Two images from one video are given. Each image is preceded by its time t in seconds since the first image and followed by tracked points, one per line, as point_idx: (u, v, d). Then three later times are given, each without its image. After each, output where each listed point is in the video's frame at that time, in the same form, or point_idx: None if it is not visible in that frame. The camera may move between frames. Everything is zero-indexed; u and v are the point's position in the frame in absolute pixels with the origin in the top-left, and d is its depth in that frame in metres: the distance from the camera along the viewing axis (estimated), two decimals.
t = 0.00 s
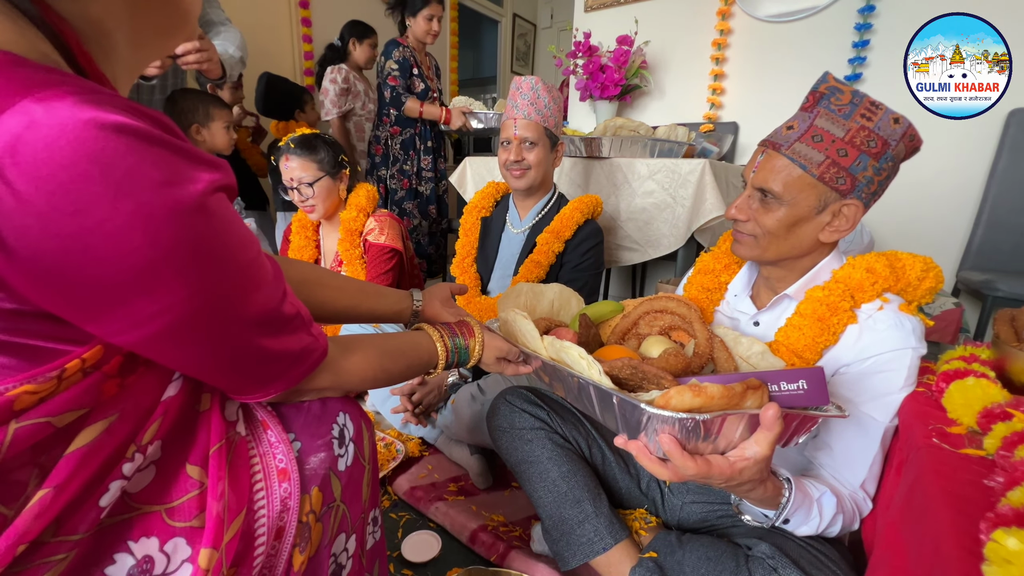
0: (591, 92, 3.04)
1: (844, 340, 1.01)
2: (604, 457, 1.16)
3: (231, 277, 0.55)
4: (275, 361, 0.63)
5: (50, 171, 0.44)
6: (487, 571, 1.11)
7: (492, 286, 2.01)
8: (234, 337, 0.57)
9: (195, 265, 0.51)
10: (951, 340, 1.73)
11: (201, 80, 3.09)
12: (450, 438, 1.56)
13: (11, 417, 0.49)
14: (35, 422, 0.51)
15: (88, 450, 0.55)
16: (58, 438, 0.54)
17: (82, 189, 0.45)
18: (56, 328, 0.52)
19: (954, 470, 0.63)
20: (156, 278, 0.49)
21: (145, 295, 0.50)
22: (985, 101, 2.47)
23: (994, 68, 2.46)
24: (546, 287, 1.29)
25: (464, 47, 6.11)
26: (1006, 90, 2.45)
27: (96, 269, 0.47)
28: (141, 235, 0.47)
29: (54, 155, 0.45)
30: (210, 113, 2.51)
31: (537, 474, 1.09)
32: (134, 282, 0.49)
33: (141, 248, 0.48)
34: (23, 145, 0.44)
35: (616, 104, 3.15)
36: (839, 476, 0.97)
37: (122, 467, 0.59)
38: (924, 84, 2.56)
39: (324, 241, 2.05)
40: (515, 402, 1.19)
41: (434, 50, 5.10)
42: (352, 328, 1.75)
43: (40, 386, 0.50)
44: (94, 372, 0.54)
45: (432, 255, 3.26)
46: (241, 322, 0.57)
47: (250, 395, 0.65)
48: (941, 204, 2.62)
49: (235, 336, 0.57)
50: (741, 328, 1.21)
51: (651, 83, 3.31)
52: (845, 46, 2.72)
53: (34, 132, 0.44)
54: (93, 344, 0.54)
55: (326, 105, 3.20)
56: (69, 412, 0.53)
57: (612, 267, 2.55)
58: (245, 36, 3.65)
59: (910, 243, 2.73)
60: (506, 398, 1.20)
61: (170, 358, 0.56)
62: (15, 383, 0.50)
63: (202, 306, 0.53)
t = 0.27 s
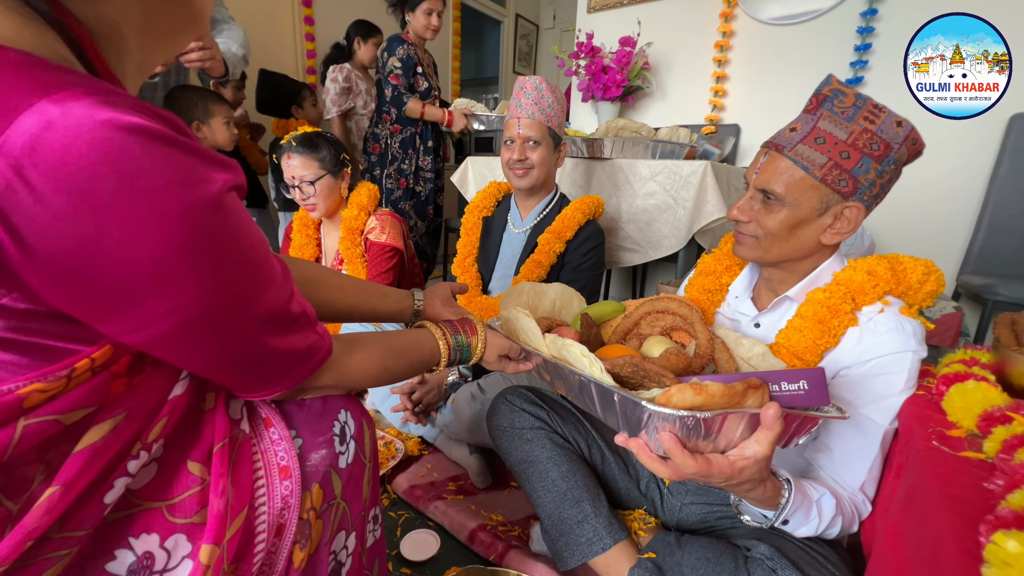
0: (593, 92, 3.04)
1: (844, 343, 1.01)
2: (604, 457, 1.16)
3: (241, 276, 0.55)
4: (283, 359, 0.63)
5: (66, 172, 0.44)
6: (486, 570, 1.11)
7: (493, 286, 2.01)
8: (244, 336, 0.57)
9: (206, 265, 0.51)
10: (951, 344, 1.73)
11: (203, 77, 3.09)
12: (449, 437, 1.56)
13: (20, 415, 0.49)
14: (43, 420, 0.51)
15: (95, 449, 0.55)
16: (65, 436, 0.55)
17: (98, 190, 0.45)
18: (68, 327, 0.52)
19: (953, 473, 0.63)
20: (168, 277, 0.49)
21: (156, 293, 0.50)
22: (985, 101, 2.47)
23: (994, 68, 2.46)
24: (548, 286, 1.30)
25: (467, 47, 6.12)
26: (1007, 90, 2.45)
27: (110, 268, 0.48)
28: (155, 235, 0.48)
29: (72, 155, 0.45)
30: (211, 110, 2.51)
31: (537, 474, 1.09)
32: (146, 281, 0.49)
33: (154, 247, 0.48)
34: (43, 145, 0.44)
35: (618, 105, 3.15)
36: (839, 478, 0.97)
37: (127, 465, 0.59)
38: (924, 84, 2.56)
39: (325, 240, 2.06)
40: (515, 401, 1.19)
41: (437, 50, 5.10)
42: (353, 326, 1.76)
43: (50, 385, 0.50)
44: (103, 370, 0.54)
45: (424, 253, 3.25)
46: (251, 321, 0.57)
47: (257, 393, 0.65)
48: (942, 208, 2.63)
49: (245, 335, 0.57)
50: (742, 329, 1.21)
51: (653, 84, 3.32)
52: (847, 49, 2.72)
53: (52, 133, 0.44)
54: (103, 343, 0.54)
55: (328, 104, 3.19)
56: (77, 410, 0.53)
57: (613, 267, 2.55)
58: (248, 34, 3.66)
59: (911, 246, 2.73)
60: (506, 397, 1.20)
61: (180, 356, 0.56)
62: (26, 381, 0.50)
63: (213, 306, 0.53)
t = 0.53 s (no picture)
0: (595, 93, 3.04)
1: (844, 346, 1.01)
2: (602, 458, 1.16)
3: (244, 271, 0.55)
4: (283, 355, 0.63)
5: (72, 165, 0.44)
6: (484, 569, 1.11)
7: (493, 285, 2.01)
8: (245, 331, 0.58)
9: (210, 260, 0.51)
10: (950, 348, 1.74)
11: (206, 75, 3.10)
12: (448, 437, 1.56)
13: (24, 405, 0.49)
14: (46, 410, 0.51)
15: (98, 439, 0.55)
16: (67, 428, 0.54)
17: (103, 182, 0.45)
18: (71, 319, 0.52)
19: (952, 477, 0.63)
20: (172, 271, 0.49)
21: (160, 286, 0.50)
22: (985, 101, 2.47)
23: (994, 68, 2.46)
24: (548, 286, 1.30)
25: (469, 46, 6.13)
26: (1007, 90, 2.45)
27: (114, 261, 0.48)
28: (159, 229, 0.48)
29: (78, 148, 0.45)
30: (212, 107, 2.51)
31: (536, 474, 1.09)
32: (149, 275, 0.49)
33: (157, 240, 0.48)
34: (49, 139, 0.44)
35: (620, 106, 3.15)
36: (837, 481, 0.97)
37: (129, 457, 0.59)
38: (924, 84, 2.56)
39: (326, 238, 2.06)
40: (513, 401, 1.18)
41: (439, 49, 5.10)
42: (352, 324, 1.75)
43: (53, 375, 0.50)
44: (106, 362, 0.54)
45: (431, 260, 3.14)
46: (252, 316, 0.57)
47: (257, 388, 0.66)
48: (943, 211, 2.63)
49: (247, 330, 0.58)
50: (742, 331, 1.21)
51: (655, 86, 3.31)
52: (850, 52, 2.72)
53: (57, 127, 0.44)
54: (106, 335, 0.53)
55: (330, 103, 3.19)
56: (80, 401, 0.53)
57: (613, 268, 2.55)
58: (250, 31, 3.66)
59: (911, 250, 2.73)
60: (504, 397, 1.20)
61: (181, 350, 0.56)
62: (30, 371, 0.49)
63: (216, 300, 0.53)
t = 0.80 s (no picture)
0: (597, 94, 3.05)
1: (844, 349, 1.01)
2: (600, 458, 1.16)
3: (239, 261, 0.55)
4: (278, 345, 0.63)
5: (72, 154, 0.45)
6: (483, 569, 1.11)
7: (494, 285, 2.01)
8: (240, 320, 0.58)
9: (207, 249, 0.52)
10: (950, 352, 1.74)
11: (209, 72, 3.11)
12: (446, 436, 1.56)
13: (28, 383, 0.49)
14: (48, 388, 0.51)
15: (100, 415, 0.55)
16: (69, 403, 0.54)
17: (102, 171, 0.46)
18: (70, 297, 0.52)
19: (951, 480, 0.63)
20: (169, 258, 0.50)
21: (156, 272, 0.50)
22: (985, 101, 2.47)
23: (994, 68, 2.46)
24: (548, 288, 1.30)
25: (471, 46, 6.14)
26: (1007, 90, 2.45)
27: (111, 244, 0.48)
28: (156, 215, 0.48)
29: (82, 136, 0.45)
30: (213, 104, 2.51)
31: (535, 474, 1.09)
32: (146, 259, 0.49)
33: (154, 226, 0.48)
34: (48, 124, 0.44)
35: (622, 107, 3.15)
36: (836, 483, 0.97)
37: (130, 435, 0.59)
38: (924, 84, 2.57)
39: (327, 237, 2.05)
40: (512, 401, 1.18)
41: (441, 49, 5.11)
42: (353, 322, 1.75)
43: (56, 353, 0.50)
44: (106, 342, 0.54)
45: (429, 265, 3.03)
46: (248, 305, 0.58)
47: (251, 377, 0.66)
48: (944, 215, 2.63)
49: (242, 319, 0.58)
50: (742, 333, 1.21)
51: (656, 87, 3.32)
52: (852, 56, 2.73)
53: (59, 116, 0.45)
54: (106, 316, 0.53)
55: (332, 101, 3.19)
56: (82, 378, 0.53)
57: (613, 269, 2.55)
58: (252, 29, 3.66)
59: (912, 254, 2.73)
60: (503, 396, 1.20)
61: (175, 335, 0.56)
62: (33, 349, 0.49)
63: (212, 288, 0.53)
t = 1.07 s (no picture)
0: (599, 95, 3.05)
1: (844, 351, 1.01)
2: (601, 458, 1.16)
3: (200, 227, 0.53)
4: (240, 332, 0.60)
5: (33, 101, 0.45)
6: (483, 569, 1.10)
7: (494, 285, 2.01)
8: (199, 291, 0.54)
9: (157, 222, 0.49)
10: (950, 355, 1.74)
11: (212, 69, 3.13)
12: (447, 435, 1.56)
13: (23, 346, 0.49)
14: (46, 349, 0.51)
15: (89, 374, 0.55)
16: (61, 366, 0.54)
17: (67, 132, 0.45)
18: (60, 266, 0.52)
19: (950, 482, 0.63)
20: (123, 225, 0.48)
21: (108, 237, 0.48)
22: (985, 101, 2.47)
23: (994, 68, 2.46)
24: (546, 290, 1.30)
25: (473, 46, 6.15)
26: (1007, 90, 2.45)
27: (64, 205, 0.46)
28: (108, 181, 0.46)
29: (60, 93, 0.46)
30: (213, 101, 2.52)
31: (535, 473, 1.09)
32: (98, 225, 0.47)
33: (107, 176, 0.46)
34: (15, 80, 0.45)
35: (623, 108, 3.15)
36: (835, 486, 0.97)
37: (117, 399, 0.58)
38: (924, 84, 2.57)
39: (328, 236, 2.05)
40: (513, 401, 1.19)
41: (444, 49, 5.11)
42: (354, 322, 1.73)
43: (44, 314, 0.49)
44: (91, 304, 0.54)
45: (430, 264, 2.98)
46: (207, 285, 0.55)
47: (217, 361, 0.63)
48: (944, 218, 2.63)
49: (203, 301, 0.55)
50: (742, 335, 1.21)
51: (658, 88, 3.32)
52: (855, 58, 2.73)
53: (20, 65, 0.45)
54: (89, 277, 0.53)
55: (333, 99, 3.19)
56: (75, 339, 0.53)
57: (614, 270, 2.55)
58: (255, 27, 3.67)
59: (912, 257, 2.74)
60: (504, 396, 1.20)
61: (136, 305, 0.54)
62: (20, 310, 0.48)
63: (164, 258, 0.51)
